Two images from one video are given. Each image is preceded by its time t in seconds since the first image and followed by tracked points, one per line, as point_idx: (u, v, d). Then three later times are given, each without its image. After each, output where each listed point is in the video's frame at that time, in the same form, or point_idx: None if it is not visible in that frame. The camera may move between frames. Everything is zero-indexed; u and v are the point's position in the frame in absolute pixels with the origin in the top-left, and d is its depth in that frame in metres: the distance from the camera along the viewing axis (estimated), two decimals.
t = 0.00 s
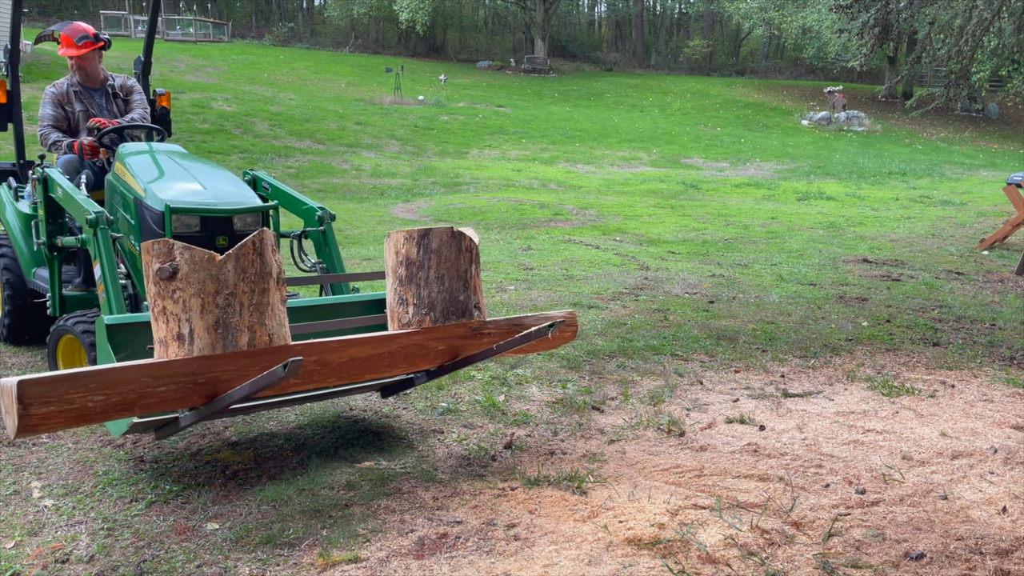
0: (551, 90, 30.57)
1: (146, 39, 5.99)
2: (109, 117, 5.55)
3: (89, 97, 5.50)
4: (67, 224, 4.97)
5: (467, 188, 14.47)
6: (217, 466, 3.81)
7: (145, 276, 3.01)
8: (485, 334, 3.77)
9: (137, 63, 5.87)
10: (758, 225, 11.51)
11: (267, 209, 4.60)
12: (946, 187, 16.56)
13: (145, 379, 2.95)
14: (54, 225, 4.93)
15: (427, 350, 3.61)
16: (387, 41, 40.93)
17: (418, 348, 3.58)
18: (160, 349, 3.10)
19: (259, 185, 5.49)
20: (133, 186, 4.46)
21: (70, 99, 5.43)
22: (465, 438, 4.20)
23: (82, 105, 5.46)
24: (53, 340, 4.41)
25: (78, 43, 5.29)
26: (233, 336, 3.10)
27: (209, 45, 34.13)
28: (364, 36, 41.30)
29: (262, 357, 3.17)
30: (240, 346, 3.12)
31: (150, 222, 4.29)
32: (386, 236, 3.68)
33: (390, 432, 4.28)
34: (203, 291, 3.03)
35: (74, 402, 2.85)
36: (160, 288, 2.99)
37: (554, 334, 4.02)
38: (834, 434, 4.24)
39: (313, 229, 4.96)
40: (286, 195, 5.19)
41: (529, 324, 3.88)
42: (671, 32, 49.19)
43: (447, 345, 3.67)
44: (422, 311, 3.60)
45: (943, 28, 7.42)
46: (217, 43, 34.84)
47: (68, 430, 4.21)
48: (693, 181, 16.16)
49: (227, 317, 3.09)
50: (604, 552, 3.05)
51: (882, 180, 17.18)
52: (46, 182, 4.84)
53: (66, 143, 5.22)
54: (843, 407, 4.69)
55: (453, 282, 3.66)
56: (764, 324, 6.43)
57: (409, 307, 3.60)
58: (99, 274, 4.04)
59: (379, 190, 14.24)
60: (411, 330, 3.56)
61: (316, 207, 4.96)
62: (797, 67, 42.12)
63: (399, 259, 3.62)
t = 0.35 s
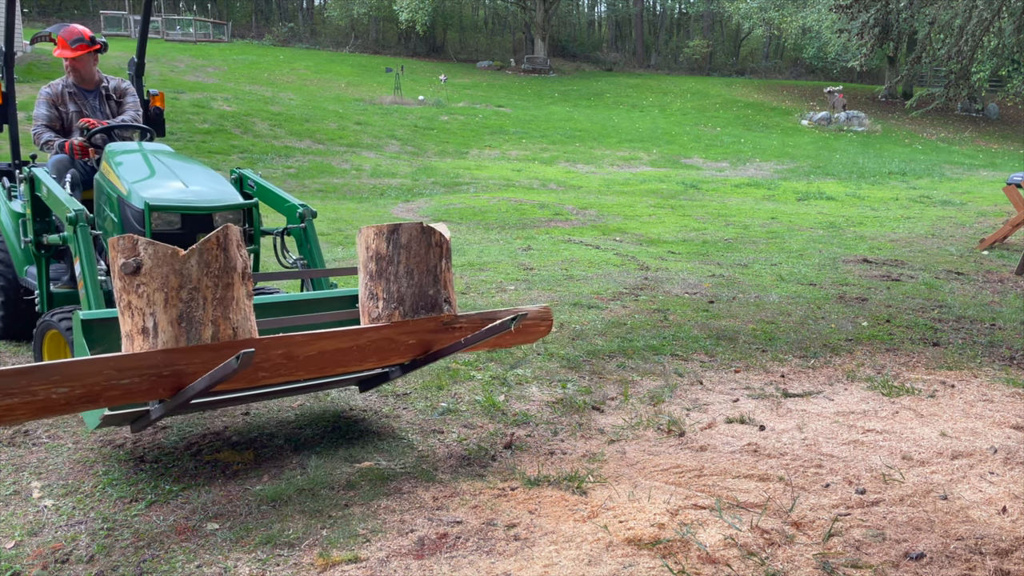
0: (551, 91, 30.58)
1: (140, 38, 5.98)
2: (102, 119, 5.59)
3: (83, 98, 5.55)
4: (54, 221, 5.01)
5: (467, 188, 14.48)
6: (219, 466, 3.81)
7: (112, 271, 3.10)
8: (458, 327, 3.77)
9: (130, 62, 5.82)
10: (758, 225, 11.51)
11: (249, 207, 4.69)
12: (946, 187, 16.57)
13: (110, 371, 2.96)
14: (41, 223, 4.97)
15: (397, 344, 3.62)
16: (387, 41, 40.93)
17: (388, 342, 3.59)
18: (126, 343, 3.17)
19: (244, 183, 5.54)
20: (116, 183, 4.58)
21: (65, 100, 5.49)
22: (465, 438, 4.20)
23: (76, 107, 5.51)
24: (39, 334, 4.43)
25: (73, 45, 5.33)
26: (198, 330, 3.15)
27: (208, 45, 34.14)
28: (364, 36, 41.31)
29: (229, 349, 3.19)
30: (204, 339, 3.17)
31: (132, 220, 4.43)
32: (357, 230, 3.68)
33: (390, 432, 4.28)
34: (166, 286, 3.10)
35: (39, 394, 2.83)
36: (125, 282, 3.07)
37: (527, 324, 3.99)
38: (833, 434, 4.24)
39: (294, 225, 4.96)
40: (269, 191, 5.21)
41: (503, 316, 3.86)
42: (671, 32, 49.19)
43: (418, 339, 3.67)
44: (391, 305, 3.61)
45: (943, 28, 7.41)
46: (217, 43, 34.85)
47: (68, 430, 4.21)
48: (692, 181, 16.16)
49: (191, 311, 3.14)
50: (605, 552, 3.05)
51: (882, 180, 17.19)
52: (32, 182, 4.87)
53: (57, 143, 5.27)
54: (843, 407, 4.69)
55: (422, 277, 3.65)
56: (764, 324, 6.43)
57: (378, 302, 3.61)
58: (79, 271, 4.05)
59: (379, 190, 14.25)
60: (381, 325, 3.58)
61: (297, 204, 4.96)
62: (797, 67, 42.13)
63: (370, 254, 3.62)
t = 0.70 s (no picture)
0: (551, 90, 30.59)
1: (135, 36, 5.94)
2: (93, 119, 5.60)
3: (76, 99, 5.57)
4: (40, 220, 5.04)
5: (467, 188, 14.48)
6: (219, 466, 3.80)
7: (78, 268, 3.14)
8: (428, 324, 3.76)
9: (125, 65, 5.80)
10: (758, 225, 11.52)
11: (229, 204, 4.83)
12: (946, 187, 16.58)
13: (72, 366, 2.94)
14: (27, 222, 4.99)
15: (366, 341, 3.60)
16: (387, 41, 40.95)
17: (356, 339, 3.56)
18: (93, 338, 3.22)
19: (231, 183, 5.57)
20: (100, 184, 4.66)
21: (57, 100, 5.51)
22: (465, 438, 4.20)
23: (68, 107, 5.53)
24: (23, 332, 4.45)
25: (67, 46, 5.35)
26: (160, 326, 3.19)
27: (208, 45, 34.15)
28: (364, 36, 41.31)
29: (191, 344, 3.16)
30: (167, 335, 3.21)
31: (115, 219, 4.50)
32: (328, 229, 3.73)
33: (390, 432, 4.27)
34: (129, 282, 3.13)
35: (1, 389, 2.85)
36: (89, 279, 3.11)
37: (502, 321, 3.93)
38: (833, 434, 4.24)
39: (276, 224, 4.98)
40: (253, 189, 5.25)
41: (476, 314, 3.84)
42: (671, 32, 49.20)
43: (388, 336, 3.67)
44: (359, 302, 3.68)
45: (943, 28, 7.42)
46: (216, 43, 34.86)
47: (68, 430, 4.21)
48: (693, 181, 16.17)
49: (154, 308, 3.18)
50: (604, 552, 3.05)
51: (882, 180, 17.19)
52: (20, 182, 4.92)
53: (49, 142, 5.30)
54: (843, 407, 4.69)
55: (391, 275, 3.71)
56: (764, 324, 6.43)
57: (347, 299, 3.69)
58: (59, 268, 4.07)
59: (379, 190, 14.25)
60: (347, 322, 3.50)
61: (278, 202, 4.96)
62: (797, 67, 42.15)
63: (339, 252, 3.67)
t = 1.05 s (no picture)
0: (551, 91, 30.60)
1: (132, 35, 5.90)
2: (88, 119, 5.62)
3: (70, 100, 5.59)
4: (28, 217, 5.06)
5: (466, 188, 14.49)
6: (219, 466, 3.80)
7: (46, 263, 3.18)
8: (398, 320, 3.76)
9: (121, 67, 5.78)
10: (757, 225, 11.52)
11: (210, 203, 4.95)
12: (946, 187, 16.58)
13: (38, 358, 2.98)
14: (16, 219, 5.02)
15: (336, 336, 3.66)
16: (387, 41, 40.97)
17: (326, 334, 3.63)
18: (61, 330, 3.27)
19: (217, 183, 5.61)
20: (85, 181, 4.79)
21: (52, 101, 5.53)
22: (465, 438, 4.20)
23: (63, 108, 5.54)
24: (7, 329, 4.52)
25: (63, 48, 5.34)
26: (126, 320, 3.25)
27: (208, 45, 34.17)
28: (364, 36, 41.33)
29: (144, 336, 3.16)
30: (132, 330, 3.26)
31: (98, 217, 4.62)
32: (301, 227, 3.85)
33: (391, 433, 4.27)
34: (96, 278, 3.18)
35: None
36: (57, 275, 3.16)
37: (473, 318, 4.02)
38: (833, 434, 4.24)
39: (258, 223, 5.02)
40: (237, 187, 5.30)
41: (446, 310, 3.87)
42: (671, 32, 49.22)
43: (357, 332, 3.71)
44: (327, 298, 3.78)
45: (943, 28, 7.43)
46: (216, 43, 34.88)
47: (69, 430, 4.20)
48: (693, 181, 16.18)
49: (120, 303, 3.23)
50: (604, 552, 3.05)
51: (882, 180, 17.20)
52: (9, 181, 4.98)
53: (43, 142, 5.29)
54: (843, 407, 4.69)
55: (360, 271, 3.81)
56: (765, 324, 6.43)
57: (317, 294, 3.79)
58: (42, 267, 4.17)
59: (379, 190, 14.26)
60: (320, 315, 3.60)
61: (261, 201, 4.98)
62: (797, 67, 42.18)
63: (310, 249, 3.77)
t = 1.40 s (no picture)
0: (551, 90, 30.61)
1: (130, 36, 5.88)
2: (83, 121, 5.62)
3: (66, 101, 5.59)
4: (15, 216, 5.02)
5: (467, 188, 14.49)
6: (219, 466, 3.80)
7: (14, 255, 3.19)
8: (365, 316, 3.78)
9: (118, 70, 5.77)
10: (757, 225, 11.52)
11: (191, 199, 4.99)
12: (946, 187, 16.59)
13: (4, 349, 2.99)
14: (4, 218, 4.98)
15: (303, 330, 3.67)
16: (387, 41, 40.99)
17: (293, 328, 3.63)
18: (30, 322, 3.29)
19: (207, 183, 5.65)
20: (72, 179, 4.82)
21: (48, 103, 5.53)
22: (465, 438, 4.20)
23: (58, 109, 5.54)
24: None
25: (61, 50, 5.36)
26: (91, 312, 3.24)
27: (208, 45, 34.18)
28: (364, 36, 41.36)
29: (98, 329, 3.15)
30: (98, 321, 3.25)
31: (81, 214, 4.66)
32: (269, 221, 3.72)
33: (391, 432, 4.27)
34: (61, 270, 3.18)
35: None
36: (24, 266, 3.17)
37: (445, 315, 3.96)
38: (834, 434, 4.24)
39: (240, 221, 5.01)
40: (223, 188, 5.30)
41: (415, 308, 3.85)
42: (671, 32, 49.23)
43: (324, 327, 3.71)
44: (295, 293, 3.67)
45: (943, 28, 7.43)
46: (216, 44, 34.90)
47: (69, 430, 4.20)
48: (693, 181, 16.18)
49: (86, 295, 3.23)
50: (605, 552, 3.05)
51: (882, 180, 17.20)
52: None
53: (38, 143, 5.31)
54: (843, 407, 4.69)
55: (328, 267, 3.69)
56: (764, 324, 6.43)
57: (284, 290, 3.68)
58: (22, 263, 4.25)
59: (379, 190, 14.27)
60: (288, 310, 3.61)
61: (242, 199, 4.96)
62: (797, 67, 42.19)
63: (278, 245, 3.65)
